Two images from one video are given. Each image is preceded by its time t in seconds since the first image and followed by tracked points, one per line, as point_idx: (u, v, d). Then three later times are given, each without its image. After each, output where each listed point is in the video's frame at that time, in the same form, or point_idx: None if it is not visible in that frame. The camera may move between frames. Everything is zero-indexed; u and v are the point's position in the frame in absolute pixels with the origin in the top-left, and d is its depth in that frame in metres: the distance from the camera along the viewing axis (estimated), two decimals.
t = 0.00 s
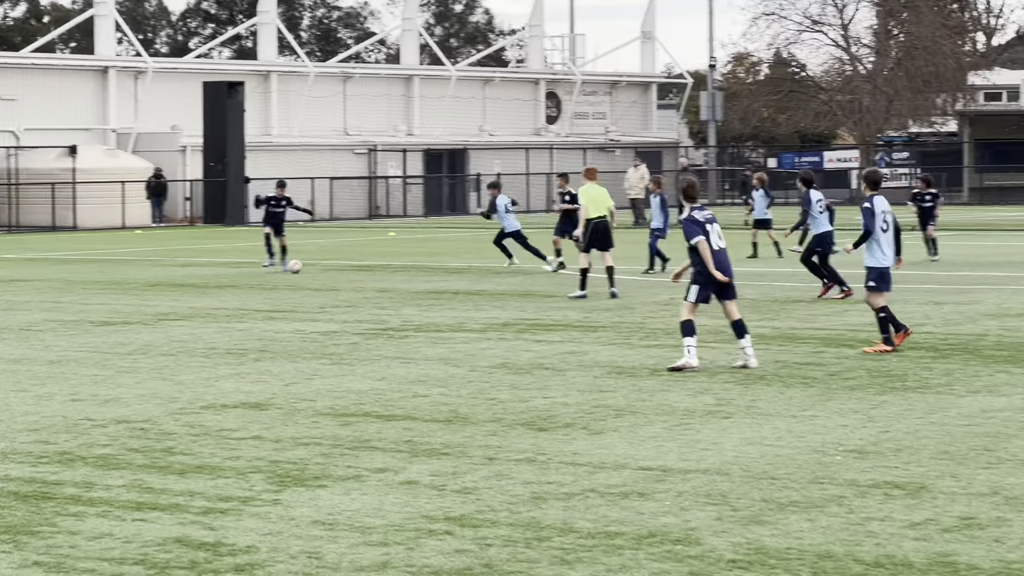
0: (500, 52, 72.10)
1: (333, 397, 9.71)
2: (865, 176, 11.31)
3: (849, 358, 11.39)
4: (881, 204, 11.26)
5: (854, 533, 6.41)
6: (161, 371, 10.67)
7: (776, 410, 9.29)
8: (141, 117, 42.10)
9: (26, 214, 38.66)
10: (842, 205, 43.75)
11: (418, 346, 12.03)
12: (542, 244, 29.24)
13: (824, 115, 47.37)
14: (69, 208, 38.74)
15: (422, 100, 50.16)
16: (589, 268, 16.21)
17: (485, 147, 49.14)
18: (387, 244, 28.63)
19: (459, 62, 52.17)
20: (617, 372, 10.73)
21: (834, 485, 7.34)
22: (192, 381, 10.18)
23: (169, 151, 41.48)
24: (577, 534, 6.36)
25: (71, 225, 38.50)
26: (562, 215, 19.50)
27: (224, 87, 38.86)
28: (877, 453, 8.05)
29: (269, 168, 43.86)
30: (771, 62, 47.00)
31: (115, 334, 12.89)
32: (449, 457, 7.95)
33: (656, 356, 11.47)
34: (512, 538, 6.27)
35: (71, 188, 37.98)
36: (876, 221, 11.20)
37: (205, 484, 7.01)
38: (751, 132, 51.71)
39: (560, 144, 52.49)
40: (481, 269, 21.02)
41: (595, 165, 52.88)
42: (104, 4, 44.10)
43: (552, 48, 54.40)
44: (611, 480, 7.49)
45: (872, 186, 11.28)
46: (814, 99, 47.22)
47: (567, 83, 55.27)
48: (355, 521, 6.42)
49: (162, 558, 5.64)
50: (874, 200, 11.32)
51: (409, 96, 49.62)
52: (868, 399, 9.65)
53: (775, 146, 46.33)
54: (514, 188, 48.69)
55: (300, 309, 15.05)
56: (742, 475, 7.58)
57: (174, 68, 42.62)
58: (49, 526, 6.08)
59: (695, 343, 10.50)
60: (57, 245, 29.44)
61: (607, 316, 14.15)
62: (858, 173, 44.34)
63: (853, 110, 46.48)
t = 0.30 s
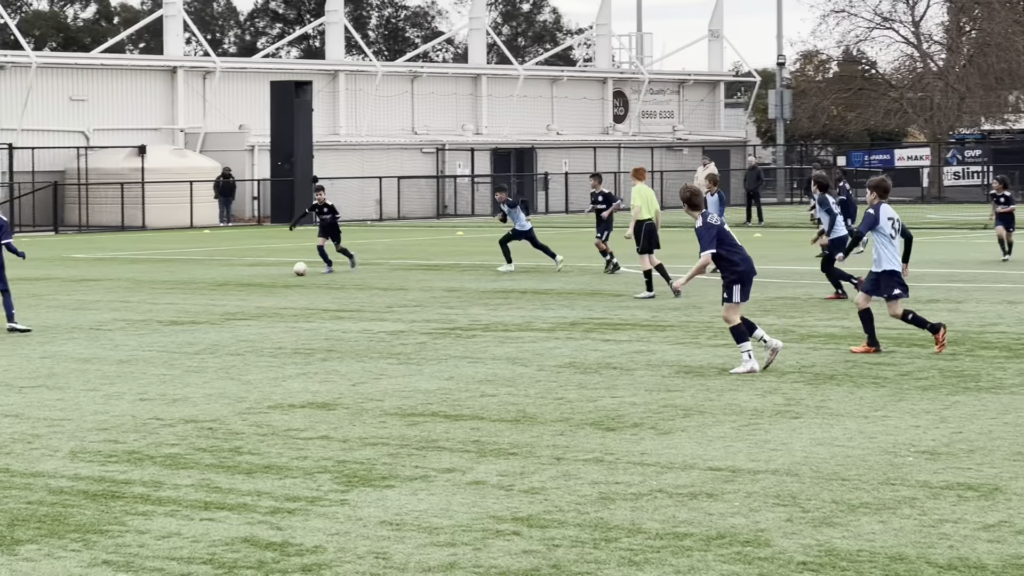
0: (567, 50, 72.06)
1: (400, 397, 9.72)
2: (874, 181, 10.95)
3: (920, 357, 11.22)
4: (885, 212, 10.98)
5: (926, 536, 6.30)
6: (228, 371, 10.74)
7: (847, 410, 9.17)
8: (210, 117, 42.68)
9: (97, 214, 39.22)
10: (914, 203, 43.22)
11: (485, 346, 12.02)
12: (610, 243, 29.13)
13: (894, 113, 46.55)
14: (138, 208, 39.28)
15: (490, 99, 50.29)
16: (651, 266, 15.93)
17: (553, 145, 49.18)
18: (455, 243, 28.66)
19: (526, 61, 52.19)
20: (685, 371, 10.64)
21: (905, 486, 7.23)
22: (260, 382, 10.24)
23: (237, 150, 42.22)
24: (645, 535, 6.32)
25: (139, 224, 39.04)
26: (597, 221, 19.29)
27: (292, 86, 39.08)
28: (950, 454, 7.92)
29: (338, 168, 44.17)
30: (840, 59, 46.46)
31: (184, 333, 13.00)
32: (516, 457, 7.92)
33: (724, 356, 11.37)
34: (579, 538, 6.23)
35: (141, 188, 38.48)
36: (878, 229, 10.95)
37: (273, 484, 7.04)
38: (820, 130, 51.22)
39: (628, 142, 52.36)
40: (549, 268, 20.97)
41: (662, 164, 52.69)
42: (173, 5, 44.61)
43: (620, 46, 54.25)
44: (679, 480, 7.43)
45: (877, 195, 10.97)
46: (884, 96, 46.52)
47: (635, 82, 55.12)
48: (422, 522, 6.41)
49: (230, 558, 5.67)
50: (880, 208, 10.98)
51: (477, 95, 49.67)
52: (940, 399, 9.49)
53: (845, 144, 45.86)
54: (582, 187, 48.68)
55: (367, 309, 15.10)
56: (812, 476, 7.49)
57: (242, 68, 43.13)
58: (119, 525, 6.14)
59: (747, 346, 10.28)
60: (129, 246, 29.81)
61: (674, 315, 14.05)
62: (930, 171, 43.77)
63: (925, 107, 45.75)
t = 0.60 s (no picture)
0: (636, 49, 71.85)
1: (467, 396, 9.74)
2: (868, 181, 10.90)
3: (992, 358, 11.05)
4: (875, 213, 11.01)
5: (995, 539, 6.21)
6: (295, 370, 10.83)
7: (916, 411, 9.05)
8: (278, 117, 43.31)
9: (168, 213, 39.75)
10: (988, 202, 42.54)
11: (552, 346, 12.01)
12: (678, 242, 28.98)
13: (966, 111, 45.87)
14: (207, 207, 39.73)
15: (559, 99, 50.33)
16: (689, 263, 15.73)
17: (621, 145, 49.14)
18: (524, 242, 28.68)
19: (595, 61, 52.11)
20: (752, 371, 10.57)
21: (975, 488, 7.12)
22: (327, 381, 10.31)
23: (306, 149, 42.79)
24: (711, 536, 6.28)
25: (208, 224, 39.48)
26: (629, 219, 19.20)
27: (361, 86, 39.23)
28: (1020, 456, 7.79)
29: (407, 167, 44.40)
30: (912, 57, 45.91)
31: (251, 333, 13.13)
32: (582, 457, 7.91)
33: (792, 355, 11.27)
34: (644, 539, 6.20)
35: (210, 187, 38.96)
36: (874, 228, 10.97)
37: (338, 484, 7.09)
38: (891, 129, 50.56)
39: (696, 141, 52.11)
40: (617, 267, 20.91)
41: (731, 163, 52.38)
42: (243, 5, 45.07)
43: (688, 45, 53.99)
44: (745, 481, 7.38)
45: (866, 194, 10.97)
46: (956, 95, 45.81)
47: (703, 81, 54.83)
48: (487, 522, 6.42)
49: (294, 558, 5.72)
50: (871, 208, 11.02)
51: (545, 94, 49.66)
52: (1013, 400, 9.34)
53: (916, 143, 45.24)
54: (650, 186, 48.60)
55: (434, 308, 15.15)
56: (880, 477, 7.40)
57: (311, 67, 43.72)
58: (184, 524, 6.22)
59: (731, 351, 10.13)
60: (202, 245, 30.17)
61: (742, 315, 13.96)
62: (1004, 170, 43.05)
63: (998, 105, 45.06)
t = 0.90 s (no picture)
0: (705, 48, 71.54)
1: (532, 396, 9.77)
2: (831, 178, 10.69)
3: None
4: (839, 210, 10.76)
5: None
6: (363, 369, 10.92)
7: (986, 412, 8.95)
8: (347, 116, 43.88)
9: (237, 212, 40.25)
10: None
11: (619, 344, 12.02)
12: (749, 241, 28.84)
13: None
14: (276, 206, 40.17)
15: (627, 98, 50.27)
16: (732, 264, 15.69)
17: (689, 144, 49.03)
18: (592, 242, 28.67)
19: (663, 60, 52.02)
20: (820, 371, 10.50)
21: None
22: (394, 381, 10.39)
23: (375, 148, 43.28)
24: (777, 536, 6.26)
25: (277, 223, 39.90)
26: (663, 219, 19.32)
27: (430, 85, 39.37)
28: None
29: (476, 166, 44.57)
30: (985, 55, 45.29)
31: (320, 332, 13.26)
32: (647, 456, 7.91)
33: (860, 355, 11.19)
34: (710, 539, 6.19)
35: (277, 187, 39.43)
36: (828, 228, 10.80)
37: (404, 483, 7.15)
38: (964, 128, 49.89)
39: (766, 140, 51.87)
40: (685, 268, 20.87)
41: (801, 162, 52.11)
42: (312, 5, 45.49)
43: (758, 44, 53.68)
44: (812, 481, 7.34)
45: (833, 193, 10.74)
46: None
47: (772, 80, 54.57)
48: (552, 522, 6.44)
49: (359, 556, 5.78)
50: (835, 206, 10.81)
51: (614, 94, 49.64)
52: None
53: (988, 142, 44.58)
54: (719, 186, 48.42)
55: (502, 307, 15.19)
56: (949, 479, 7.32)
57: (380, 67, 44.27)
58: (251, 522, 6.30)
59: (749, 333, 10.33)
60: (272, 244, 30.49)
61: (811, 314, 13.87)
62: None
63: None
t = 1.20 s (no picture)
0: (771, 46, 71.16)
1: (596, 394, 9.78)
2: (770, 188, 10.95)
3: None
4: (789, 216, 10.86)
5: None
6: (427, 368, 10.99)
7: None
8: (412, 115, 44.26)
9: (303, 210, 40.62)
10: None
11: (683, 343, 12.00)
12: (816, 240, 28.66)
13: None
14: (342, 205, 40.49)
15: (692, 97, 50.24)
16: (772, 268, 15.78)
17: (755, 143, 48.86)
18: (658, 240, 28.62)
19: (729, 58, 51.91)
20: (886, 370, 10.42)
21: None
22: (458, 378, 10.45)
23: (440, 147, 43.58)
24: (841, 537, 6.22)
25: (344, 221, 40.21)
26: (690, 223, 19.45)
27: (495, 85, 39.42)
28: None
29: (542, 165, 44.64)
30: None
31: (385, 330, 13.35)
32: (711, 455, 7.89)
33: (927, 355, 11.10)
34: (774, 539, 6.17)
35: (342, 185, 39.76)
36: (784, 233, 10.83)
37: (466, 481, 7.20)
38: None
39: (831, 139, 51.62)
40: (751, 266, 20.79)
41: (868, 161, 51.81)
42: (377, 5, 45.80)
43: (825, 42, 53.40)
44: (878, 481, 7.29)
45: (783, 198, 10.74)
46: None
47: (839, 78, 54.31)
48: (615, 520, 6.45)
49: (422, 555, 5.83)
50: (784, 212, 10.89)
51: (679, 93, 49.64)
52: None
53: None
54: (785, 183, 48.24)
55: (566, 306, 15.21)
56: (1017, 480, 7.24)
57: (444, 66, 44.66)
58: (315, 520, 6.37)
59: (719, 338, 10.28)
60: (339, 242, 30.71)
61: (877, 313, 13.77)
62: None
63: None
